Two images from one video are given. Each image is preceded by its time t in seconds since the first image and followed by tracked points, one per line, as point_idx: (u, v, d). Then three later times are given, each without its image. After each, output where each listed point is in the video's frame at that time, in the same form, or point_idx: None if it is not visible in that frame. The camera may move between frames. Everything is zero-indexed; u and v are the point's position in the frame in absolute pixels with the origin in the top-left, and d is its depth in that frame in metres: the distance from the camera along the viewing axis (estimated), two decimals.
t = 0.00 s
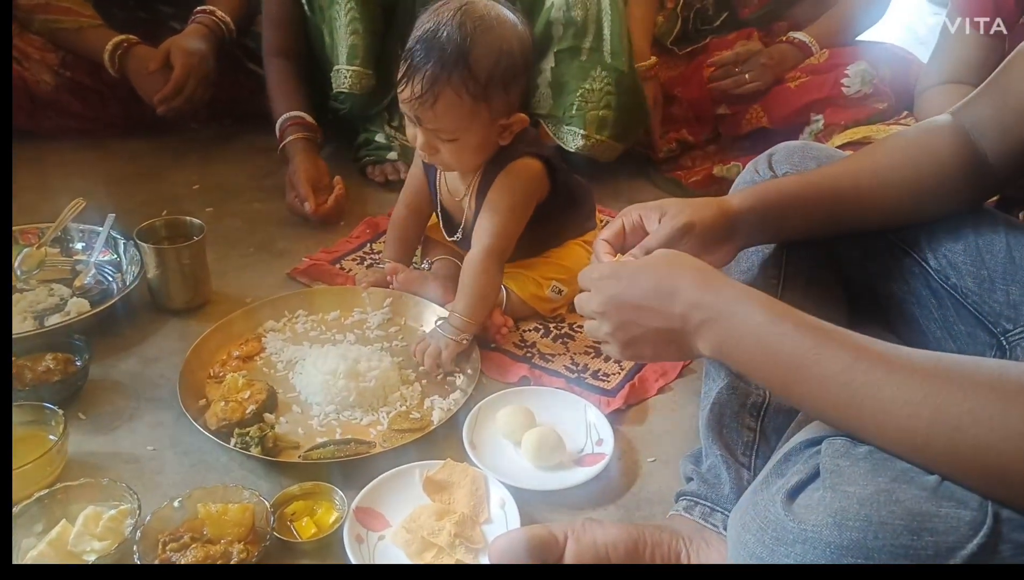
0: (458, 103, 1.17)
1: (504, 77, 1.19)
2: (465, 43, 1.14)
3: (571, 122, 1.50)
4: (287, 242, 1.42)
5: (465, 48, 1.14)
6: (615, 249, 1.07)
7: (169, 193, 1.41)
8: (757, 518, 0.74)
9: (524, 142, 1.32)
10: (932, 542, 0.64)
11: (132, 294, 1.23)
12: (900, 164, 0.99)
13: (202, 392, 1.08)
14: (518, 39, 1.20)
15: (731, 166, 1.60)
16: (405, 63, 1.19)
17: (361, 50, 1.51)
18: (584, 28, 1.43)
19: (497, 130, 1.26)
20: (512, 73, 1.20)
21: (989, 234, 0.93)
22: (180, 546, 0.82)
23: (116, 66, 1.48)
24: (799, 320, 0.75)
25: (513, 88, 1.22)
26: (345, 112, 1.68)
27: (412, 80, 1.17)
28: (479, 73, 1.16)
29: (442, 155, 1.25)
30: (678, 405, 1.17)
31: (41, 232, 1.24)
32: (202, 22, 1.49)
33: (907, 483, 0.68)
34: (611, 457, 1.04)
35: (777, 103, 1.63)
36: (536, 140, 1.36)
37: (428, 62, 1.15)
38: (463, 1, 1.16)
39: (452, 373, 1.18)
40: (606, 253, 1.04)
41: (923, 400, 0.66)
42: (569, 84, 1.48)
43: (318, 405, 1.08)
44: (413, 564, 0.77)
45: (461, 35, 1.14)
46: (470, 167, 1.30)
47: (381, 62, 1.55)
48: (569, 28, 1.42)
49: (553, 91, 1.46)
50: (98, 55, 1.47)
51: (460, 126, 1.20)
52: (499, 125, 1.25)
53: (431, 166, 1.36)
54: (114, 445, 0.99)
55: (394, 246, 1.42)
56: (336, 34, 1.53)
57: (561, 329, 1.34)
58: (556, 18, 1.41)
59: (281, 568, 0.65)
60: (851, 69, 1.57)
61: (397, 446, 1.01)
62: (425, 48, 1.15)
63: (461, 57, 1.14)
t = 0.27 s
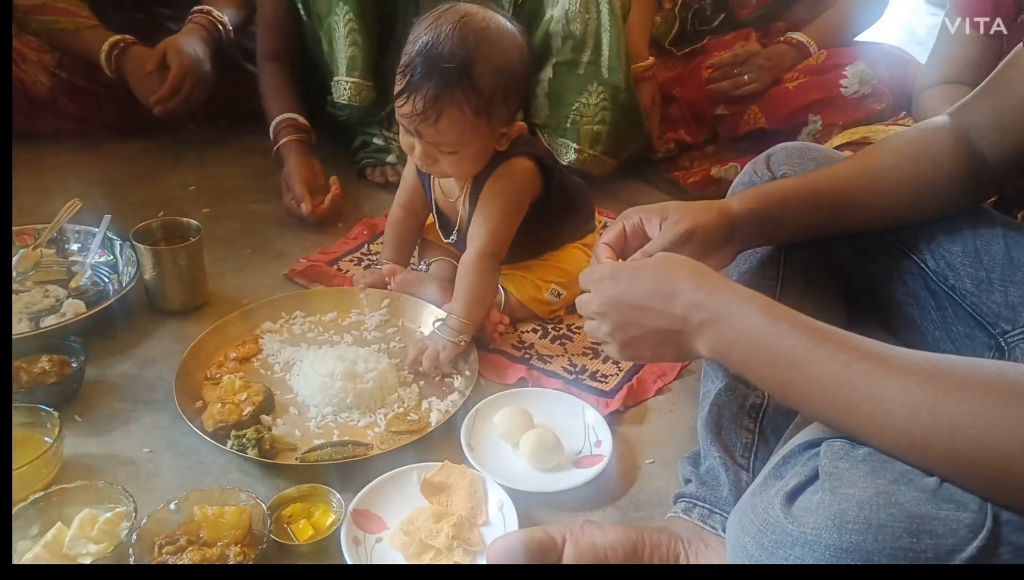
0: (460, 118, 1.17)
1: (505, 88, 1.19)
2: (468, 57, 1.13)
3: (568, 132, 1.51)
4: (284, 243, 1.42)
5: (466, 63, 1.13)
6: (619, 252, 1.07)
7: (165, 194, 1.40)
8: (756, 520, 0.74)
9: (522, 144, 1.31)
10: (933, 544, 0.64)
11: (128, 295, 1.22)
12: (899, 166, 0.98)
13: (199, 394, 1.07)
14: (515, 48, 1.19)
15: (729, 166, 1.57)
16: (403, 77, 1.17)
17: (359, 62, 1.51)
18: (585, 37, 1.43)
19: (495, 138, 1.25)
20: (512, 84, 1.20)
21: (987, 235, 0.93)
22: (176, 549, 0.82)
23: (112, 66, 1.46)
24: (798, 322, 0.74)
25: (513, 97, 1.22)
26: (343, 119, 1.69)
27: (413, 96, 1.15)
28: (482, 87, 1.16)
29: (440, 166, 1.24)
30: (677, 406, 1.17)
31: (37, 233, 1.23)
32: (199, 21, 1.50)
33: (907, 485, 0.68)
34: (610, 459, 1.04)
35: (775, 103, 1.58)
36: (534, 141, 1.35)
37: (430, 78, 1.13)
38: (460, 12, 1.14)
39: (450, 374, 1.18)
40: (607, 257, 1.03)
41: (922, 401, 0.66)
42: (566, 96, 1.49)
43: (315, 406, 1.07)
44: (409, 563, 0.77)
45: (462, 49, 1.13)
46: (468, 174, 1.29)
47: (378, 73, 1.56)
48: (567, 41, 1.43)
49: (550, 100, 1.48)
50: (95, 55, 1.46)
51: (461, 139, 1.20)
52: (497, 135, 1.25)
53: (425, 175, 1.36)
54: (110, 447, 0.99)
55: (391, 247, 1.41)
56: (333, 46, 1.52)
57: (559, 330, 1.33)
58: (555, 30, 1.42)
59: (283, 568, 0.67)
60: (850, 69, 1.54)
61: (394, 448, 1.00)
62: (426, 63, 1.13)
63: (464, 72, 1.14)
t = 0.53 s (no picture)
0: (464, 123, 1.17)
1: (509, 94, 1.19)
2: (471, 63, 1.13)
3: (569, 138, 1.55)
4: (284, 244, 1.42)
5: (472, 68, 1.13)
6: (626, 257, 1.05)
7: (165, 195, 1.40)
8: (759, 522, 0.74)
9: (523, 143, 1.31)
10: (934, 545, 0.64)
11: (128, 297, 1.22)
12: (901, 167, 0.99)
13: (200, 396, 1.08)
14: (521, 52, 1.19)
15: (728, 166, 1.59)
16: (406, 81, 1.16)
17: (354, 80, 1.60)
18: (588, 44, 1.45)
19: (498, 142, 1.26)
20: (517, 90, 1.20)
21: (987, 236, 0.94)
22: (177, 551, 0.81)
23: (111, 69, 1.40)
24: (799, 323, 0.74)
25: (516, 103, 1.22)
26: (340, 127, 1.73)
27: (416, 101, 1.15)
28: (486, 92, 1.16)
29: (443, 170, 1.25)
30: (677, 407, 1.17)
31: (37, 234, 1.21)
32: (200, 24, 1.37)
33: (909, 487, 0.68)
34: (610, 460, 1.04)
35: (774, 104, 1.60)
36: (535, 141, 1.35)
37: (433, 83, 1.13)
38: (467, 16, 1.13)
39: (450, 376, 1.18)
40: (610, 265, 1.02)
41: (923, 403, 0.66)
42: (569, 105, 1.52)
43: (316, 408, 1.07)
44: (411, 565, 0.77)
45: (466, 54, 1.12)
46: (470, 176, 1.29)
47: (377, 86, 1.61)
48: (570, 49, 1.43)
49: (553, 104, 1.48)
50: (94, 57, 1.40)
51: (465, 144, 1.20)
52: (501, 138, 1.25)
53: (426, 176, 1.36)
54: (110, 449, 0.98)
55: (391, 249, 1.42)
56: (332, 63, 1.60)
57: (560, 330, 1.34)
58: (560, 40, 1.42)
59: (282, 567, 0.68)
60: (850, 69, 1.52)
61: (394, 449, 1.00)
62: (429, 68, 1.13)
63: (469, 78, 1.13)
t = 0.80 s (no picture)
0: (460, 136, 1.17)
1: (505, 106, 1.19)
2: (465, 76, 1.13)
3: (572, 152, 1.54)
4: (284, 246, 1.42)
5: (466, 81, 1.13)
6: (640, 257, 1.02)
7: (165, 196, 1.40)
8: (761, 522, 0.74)
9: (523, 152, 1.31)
10: (936, 546, 0.64)
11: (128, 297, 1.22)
12: (901, 169, 0.99)
13: (200, 397, 1.08)
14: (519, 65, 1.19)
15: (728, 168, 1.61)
16: (402, 94, 1.17)
17: (348, 97, 1.53)
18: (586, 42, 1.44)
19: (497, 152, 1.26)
20: (513, 102, 1.20)
21: (987, 236, 0.94)
22: (178, 552, 0.81)
23: (111, 69, 1.44)
24: (799, 325, 0.75)
25: (513, 115, 1.22)
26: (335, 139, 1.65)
27: (412, 113, 1.15)
28: (481, 105, 1.16)
29: (442, 180, 1.25)
30: (678, 408, 1.17)
31: (36, 234, 1.22)
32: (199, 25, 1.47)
33: (911, 487, 0.68)
34: (611, 461, 1.04)
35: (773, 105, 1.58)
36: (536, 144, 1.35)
37: (427, 96, 1.13)
38: (463, 29, 1.15)
39: (451, 378, 1.18)
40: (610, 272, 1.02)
41: (924, 404, 0.66)
42: (573, 117, 1.52)
43: (316, 409, 1.07)
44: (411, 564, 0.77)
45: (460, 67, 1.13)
46: (470, 185, 1.29)
47: (374, 97, 1.56)
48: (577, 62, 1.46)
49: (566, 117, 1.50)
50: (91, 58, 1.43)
51: (461, 155, 1.20)
52: (500, 149, 1.25)
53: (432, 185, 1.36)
54: (111, 450, 0.98)
55: (391, 250, 1.42)
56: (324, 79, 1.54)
57: (560, 331, 1.34)
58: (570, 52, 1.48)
59: (283, 568, 0.67)
60: (849, 73, 1.53)
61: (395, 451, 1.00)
62: (423, 81, 1.13)
63: (463, 91, 1.14)
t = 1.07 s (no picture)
0: (455, 134, 1.19)
1: (498, 103, 1.20)
2: (456, 75, 1.13)
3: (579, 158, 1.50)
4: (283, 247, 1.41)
5: (458, 81, 1.14)
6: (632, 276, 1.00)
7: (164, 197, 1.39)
8: (760, 524, 0.74)
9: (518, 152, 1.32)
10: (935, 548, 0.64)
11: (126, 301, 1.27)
12: (900, 170, 0.99)
13: (198, 398, 1.09)
14: (512, 58, 1.18)
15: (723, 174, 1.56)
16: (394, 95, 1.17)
17: (347, 108, 1.45)
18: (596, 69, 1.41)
19: (493, 150, 1.28)
20: (508, 99, 1.21)
21: (986, 239, 0.94)
22: (176, 554, 0.81)
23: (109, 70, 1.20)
24: (796, 327, 0.75)
25: (508, 113, 1.23)
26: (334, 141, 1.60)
27: (406, 114, 1.16)
28: (474, 103, 1.16)
29: (439, 179, 1.27)
30: (677, 410, 1.17)
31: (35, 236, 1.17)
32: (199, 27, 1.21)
33: (910, 489, 0.68)
34: (610, 463, 1.04)
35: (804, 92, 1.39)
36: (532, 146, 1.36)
37: (420, 97, 1.13)
38: (452, 26, 1.12)
39: (449, 380, 1.18)
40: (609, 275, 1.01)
41: (925, 405, 0.66)
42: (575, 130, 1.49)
43: (315, 411, 1.07)
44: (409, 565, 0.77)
45: (451, 66, 1.12)
46: (467, 185, 1.32)
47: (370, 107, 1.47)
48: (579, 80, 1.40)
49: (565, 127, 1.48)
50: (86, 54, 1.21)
51: (456, 154, 1.23)
52: (496, 146, 1.27)
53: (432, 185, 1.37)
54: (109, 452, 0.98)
55: (389, 251, 1.42)
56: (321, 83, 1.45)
57: (559, 333, 1.34)
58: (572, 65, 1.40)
59: (281, 569, 0.75)
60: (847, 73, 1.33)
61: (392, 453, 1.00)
62: (414, 81, 1.13)
63: (456, 91, 1.14)
